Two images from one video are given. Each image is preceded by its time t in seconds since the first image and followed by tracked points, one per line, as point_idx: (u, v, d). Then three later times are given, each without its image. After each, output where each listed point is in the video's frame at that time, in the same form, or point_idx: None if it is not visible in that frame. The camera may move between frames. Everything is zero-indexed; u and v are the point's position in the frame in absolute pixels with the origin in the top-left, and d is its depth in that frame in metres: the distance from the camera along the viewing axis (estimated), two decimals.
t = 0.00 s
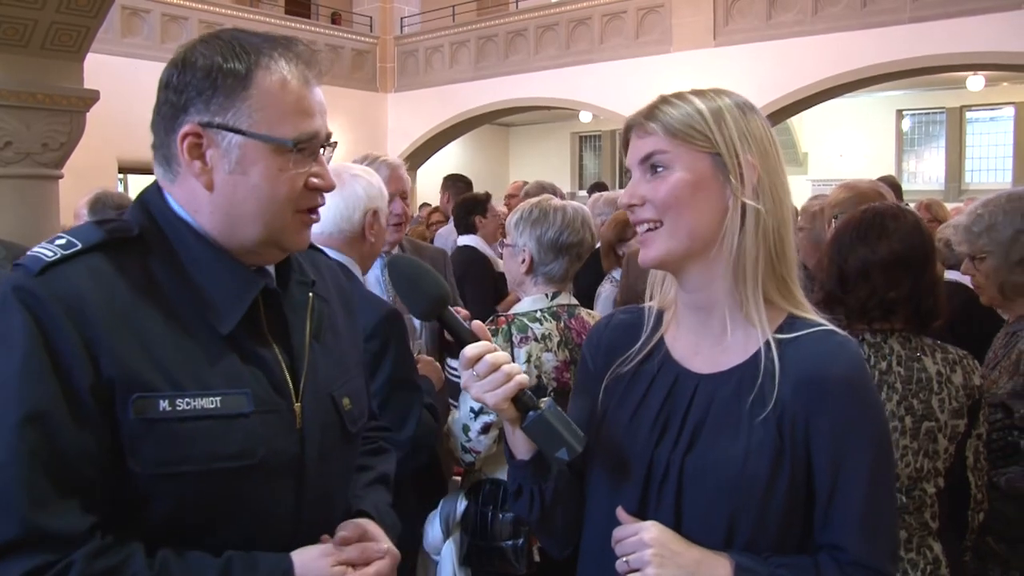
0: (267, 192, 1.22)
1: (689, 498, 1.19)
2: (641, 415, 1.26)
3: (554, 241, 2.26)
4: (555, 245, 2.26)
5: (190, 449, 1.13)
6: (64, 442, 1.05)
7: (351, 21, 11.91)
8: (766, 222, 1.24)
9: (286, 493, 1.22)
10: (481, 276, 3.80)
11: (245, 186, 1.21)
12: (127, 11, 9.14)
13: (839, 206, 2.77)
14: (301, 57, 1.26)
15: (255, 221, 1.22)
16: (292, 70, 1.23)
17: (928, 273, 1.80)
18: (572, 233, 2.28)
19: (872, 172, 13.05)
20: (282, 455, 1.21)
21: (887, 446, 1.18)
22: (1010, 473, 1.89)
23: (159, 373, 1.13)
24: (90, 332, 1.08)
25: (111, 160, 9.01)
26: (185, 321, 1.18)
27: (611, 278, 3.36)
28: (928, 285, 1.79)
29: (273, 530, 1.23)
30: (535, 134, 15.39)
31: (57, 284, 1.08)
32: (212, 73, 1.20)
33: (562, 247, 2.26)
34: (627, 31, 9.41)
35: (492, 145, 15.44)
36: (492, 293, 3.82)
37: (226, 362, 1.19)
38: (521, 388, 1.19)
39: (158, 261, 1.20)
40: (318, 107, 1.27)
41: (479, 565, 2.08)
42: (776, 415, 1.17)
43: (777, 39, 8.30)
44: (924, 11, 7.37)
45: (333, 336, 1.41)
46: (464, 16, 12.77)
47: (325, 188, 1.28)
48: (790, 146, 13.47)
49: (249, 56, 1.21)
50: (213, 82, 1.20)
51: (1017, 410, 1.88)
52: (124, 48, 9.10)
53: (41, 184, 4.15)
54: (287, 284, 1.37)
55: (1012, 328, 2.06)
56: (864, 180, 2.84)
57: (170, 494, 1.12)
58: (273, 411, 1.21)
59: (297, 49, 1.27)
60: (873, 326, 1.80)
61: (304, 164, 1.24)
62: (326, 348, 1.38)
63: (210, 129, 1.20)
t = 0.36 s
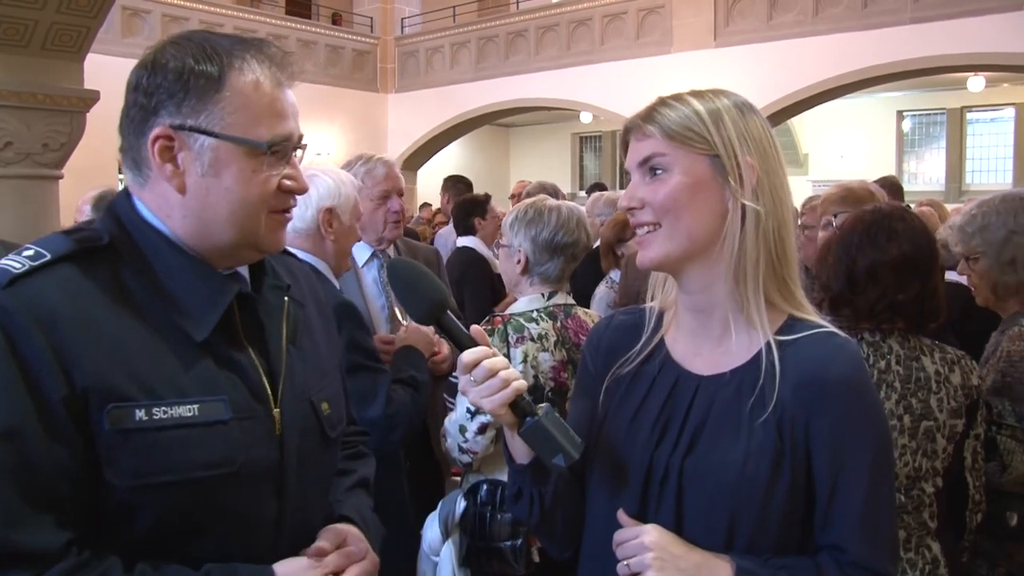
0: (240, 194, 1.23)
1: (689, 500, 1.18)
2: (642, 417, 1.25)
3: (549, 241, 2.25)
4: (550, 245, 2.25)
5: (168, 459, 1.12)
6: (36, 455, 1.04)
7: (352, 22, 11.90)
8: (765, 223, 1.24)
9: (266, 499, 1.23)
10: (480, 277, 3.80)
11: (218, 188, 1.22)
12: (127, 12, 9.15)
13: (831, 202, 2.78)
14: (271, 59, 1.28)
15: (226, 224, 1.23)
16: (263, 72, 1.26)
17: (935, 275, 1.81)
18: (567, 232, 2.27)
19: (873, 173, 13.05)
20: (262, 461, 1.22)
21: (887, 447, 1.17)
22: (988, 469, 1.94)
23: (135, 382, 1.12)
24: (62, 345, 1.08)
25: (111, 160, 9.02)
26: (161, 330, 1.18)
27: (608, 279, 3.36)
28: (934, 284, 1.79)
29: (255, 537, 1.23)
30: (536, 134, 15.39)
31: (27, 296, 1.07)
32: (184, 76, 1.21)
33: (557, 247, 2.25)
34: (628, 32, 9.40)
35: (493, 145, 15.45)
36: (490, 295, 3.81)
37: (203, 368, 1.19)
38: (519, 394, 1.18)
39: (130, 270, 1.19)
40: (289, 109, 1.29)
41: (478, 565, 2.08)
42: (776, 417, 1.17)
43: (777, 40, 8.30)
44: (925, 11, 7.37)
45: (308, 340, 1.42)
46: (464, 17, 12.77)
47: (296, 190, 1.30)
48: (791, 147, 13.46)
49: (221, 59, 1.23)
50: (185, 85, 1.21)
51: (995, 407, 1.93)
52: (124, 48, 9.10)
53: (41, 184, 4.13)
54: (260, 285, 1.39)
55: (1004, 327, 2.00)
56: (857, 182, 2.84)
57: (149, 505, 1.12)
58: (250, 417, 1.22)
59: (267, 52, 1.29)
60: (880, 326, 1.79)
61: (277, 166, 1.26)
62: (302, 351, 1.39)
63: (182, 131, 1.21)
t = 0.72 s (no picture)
0: (219, 187, 1.22)
1: (690, 498, 1.18)
2: (642, 414, 1.25)
3: (538, 237, 2.25)
4: (540, 242, 2.25)
5: (150, 449, 1.12)
6: (15, 452, 1.03)
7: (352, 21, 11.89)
8: (762, 220, 1.23)
9: (257, 491, 1.23)
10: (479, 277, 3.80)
11: (196, 180, 1.22)
12: (127, 12, 9.15)
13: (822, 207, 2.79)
14: (252, 54, 1.28)
15: (207, 216, 1.23)
16: (242, 67, 1.25)
17: (935, 275, 1.81)
18: (556, 227, 2.26)
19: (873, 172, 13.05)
20: (251, 450, 1.22)
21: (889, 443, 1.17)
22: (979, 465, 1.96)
23: (115, 373, 1.12)
24: (40, 337, 1.07)
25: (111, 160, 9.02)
26: (143, 323, 1.17)
27: (607, 279, 3.35)
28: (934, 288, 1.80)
29: (247, 530, 1.22)
30: (536, 134, 15.39)
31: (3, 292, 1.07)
32: (162, 69, 1.21)
33: (546, 242, 2.24)
34: (627, 31, 9.39)
35: (493, 145, 15.45)
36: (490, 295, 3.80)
37: (185, 357, 1.19)
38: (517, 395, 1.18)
39: (109, 263, 1.19)
40: (269, 103, 1.28)
41: (475, 565, 2.09)
42: (777, 412, 1.16)
43: (777, 39, 8.30)
44: (925, 11, 7.36)
45: (297, 335, 1.42)
46: (464, 17, 12.77)
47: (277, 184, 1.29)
48: (791, 147, 13.45)
49: (200, 53, 1.23)
50: (163, 78, 1.21)
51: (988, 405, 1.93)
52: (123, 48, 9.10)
53: (39, 184, 4.12)
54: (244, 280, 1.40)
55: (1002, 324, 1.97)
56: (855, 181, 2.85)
57: (132, 498, 1.11)
58: (237, 407, 1.21)
59: (247, 45, 1.28)
60: (880, 327, 1.78)
61: (257, 160, 1.26)
62: (291, 344, 1.39)
63: (161, 124, 1.21)
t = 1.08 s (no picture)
0: (219, 193, 1.21)
1: (684, 493, 1.18)
2: (635, 411, 1.25)
3: (528, 233, 2.24)
4: (529, 236, 2.24)
5: (157, 475, 1.11)
6: (19, 478, 1.03)
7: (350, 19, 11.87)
8: (749, 213, 1.23)
9: (261, 505, 1.23)
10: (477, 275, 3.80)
11: (195, 188, 1.20)
12: (124, 10, 9.13)
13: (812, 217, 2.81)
14: (241, 45, 1.25)
15: (206, 221, 1.21)
16: (232, 61, 1.22)
17: (933, 271, 1.80)
18: (545, 221, 2.25)
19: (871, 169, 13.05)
20: (256, 466, 1.22)
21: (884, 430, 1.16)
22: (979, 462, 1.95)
23: (121, 400, 1.11)
24: (46, 365, 1.06)
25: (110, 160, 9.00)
26: (147, 345, 1.17)
27: (607, 276, 3.35)
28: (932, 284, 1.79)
29: (250, 542, 1.23)
30: (535, 132, 15.38)
31: (5, 315, 1.06)
32: (150, 70, 1.18)
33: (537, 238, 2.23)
34: (626, 29, 9.37)
35: (492, 143, 15.44)
36: (489, 293, 3.79)
37: (190, 379, 1.18)
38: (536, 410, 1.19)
39: (112, 280, 1.18)
40: (260, 96, 1.25)
41: (471, 562, 2.07)
42: (769, 405, 1.16)
43: (776, 36, 8.28)
44: (924, 7, 7.35)
45: (297, 338, 1.42)
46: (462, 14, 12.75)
47: (277, 182, 1.28)
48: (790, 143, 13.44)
49: (187, 51, 1.19)
50: (152, 81, 1.18)
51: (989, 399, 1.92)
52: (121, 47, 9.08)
53: (37, 183, 4.11)
54: (246, 287, 1.38)
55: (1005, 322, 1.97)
56: (834, 184, 2.86)
57: (139, 523, 1.11)
58: (242, 424, 1.22)
59: (236, 37, 1.25)
60: (880, 324, 1.78)
61: (254, 160, 1.24)
62: (292, 349, 1.38)
63: (155, 132, 1.19)
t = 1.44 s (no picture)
0: (217, 196, 1.19)
1: (689, 489, 1.17)
2: (637, 409, 1.25)
3: (524, 227, 2.23)
4: (526, 231, 2.23)
5: (155, 464, 1.11)
6: (18, 465, 1.02)
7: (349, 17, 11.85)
8: (743, 208, 1.22)
9: (260, 502, 1.22)
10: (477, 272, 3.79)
11: (194, 190, 1.19)
12: (122, 8, 9.11)
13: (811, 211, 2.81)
14: (244, 49, 1.23)
15: (205, 224, 1.20)
16: (234, 65, 1.20)
17: (923, 261, 1.78)
18: (541, 215, 2.23)
19: (871, 164, 13.04)
20: (255, 460, 1.21)
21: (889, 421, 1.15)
22: (990, 457, 1.95)
23: (119, 389, 1.10)
24: (44, 351, 1.06)
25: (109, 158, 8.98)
26: (144, 335, 1.16)
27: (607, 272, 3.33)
28: (922, 274, 1.77)
29: (249, 537, 1.22)
30: (534, 128, 15.36)
31: (4, 302, 1.06)
32: (151, 72, 1.17)
33: (531, 233, 2.22)
34: (625, 24, 9.35)
35: (491, 140, 15.43)
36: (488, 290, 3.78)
37: (188, 370, 1.18)
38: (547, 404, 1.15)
39: (112, 272, 1.18)
40: (262, 100, 1.24)
41: (470, 559, 2.08)
42: (774, 399, 1.15)
43: (775, 31, 8.27)
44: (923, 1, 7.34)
45: (295, 334, 1.41)
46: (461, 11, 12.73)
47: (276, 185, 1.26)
48: (789, 139, 13.43)
49: (189, 53, 1.18)
50: (153, 82, 1.17)
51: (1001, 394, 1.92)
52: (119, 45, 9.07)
53: (35, 182, 4.10)
54: (245, 282, 1.38)
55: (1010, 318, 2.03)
56: (833, 179, 2.84)
57: (137, 512, 1.10)
58: (240, 417, 1.21)
59: (239, 41, 1.24)
60: (870, 316, 1.78)
61: (254, 164, 1.22)
62: (290, 347, 1.38)
63: (154, 133, 1.17)
